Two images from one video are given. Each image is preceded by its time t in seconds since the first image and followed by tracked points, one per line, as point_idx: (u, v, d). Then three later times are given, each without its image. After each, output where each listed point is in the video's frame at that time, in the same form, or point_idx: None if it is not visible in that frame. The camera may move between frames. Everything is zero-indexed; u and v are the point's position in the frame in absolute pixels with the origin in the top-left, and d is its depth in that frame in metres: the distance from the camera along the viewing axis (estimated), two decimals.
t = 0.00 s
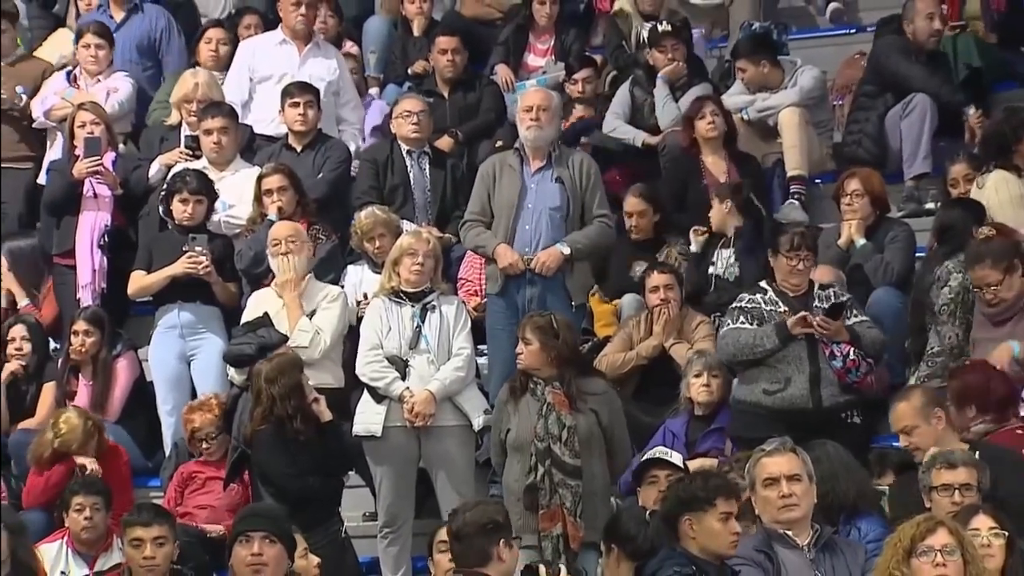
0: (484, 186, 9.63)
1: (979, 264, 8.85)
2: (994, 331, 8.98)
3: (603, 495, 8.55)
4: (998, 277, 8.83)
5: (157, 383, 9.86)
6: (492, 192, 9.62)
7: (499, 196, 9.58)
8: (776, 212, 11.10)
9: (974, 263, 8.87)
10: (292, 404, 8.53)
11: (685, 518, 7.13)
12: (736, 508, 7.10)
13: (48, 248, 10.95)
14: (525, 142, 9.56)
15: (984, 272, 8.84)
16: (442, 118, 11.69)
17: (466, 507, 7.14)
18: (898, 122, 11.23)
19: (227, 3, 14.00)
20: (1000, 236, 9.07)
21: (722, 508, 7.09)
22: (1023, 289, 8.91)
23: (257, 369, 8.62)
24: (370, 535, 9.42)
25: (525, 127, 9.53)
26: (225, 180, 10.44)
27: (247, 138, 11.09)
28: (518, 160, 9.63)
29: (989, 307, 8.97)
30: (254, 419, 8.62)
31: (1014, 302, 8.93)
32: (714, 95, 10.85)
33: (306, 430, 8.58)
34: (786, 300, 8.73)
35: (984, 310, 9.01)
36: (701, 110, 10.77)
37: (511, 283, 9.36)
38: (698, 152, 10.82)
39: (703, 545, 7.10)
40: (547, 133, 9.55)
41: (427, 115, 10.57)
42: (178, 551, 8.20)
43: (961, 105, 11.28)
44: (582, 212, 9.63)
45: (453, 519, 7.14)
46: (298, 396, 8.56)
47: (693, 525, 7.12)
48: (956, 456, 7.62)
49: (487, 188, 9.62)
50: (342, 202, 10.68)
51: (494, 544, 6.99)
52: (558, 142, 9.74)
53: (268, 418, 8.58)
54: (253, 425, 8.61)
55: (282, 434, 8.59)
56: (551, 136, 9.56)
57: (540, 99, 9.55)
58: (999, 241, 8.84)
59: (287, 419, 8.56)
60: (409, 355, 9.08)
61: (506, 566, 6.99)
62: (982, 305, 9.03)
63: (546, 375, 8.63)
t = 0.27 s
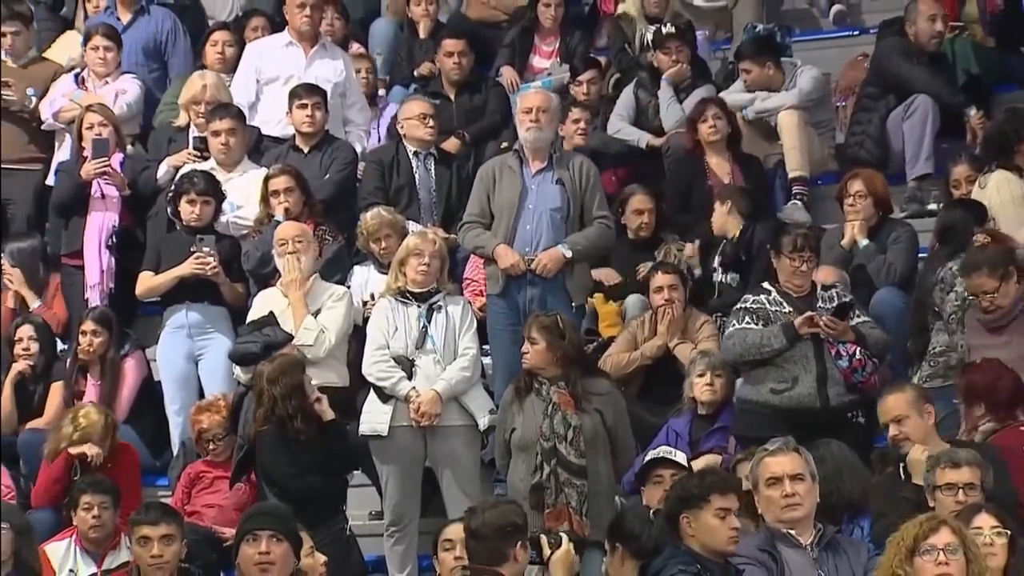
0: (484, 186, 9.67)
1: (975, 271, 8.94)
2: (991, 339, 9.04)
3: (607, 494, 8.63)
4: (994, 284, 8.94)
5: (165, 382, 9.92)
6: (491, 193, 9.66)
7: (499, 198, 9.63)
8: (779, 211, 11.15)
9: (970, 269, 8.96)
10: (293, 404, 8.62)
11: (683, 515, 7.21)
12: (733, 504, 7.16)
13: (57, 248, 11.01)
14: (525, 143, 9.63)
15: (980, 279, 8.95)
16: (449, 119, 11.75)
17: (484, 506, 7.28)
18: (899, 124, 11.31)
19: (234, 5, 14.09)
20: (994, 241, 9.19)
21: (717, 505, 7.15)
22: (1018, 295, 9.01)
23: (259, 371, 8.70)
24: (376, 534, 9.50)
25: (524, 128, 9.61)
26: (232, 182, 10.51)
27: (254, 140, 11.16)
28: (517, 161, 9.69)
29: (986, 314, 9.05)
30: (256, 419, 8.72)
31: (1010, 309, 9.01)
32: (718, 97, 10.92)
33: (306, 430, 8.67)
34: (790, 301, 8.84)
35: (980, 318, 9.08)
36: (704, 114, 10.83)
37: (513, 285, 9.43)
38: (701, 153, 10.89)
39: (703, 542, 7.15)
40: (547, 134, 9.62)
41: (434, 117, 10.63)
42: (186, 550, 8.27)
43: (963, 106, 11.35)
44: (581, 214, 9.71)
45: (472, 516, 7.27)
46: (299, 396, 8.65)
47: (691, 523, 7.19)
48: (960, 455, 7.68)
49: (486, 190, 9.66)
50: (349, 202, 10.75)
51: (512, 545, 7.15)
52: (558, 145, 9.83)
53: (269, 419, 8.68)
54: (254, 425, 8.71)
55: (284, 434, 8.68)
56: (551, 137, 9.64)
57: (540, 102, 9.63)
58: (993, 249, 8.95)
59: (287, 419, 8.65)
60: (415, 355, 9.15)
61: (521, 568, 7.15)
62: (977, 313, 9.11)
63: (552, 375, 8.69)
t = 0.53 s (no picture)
0: (491, 188, 9.73)
1: (973, 273, 9.01)
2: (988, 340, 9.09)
3: (617, 494, 8.67)
4: (991, 285, 9.01)
5: (177, 383, 10.01)
6: (497, 196, 9.73)
7: (505, 200, 9.70)
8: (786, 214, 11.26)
9: (967, 272, 9.03)
10: (300, 404, 8.69)
11: (688, 515, 7.26)
12: (733, 502, 7.18)
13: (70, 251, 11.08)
14: (530, 145, 9.71)
15: (977, 281, 9.01)
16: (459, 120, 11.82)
17: (508, 507, 7.66)
18: (907, 126, 11.37)
19: (246, 7, 14.17)
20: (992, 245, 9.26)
21: (715, 504, 7.18)
22: (1015, 298, 9.07)
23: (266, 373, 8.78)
24: (387, 533, 9.58)
25: (530, 130, 9.69)
26: (245, 184, 10.58)
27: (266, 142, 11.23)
28: (523, 164, 9.76)
29: (982, 316, 9.10)
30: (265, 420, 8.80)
31: (1007, 310, 9.07)
32: (726, 101, 10.98)
33: (314, 431, 8.74)
34: (808, 300, 8.91)
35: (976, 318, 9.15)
36: (707, 120, 10.95)
37: (520, 286, 9.50)
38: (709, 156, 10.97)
39: (703, 540, 7.19)
40: (552, 136, 9.70)
41: (445, 119, 10.69)
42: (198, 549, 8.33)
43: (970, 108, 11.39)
44: (586, 216, 9.77)
45: (495, 516, 7.65)
46: (306, 398, 8.71)
47: (695, 522, 7.23)
48: (968, 456, 7.73)
49: (492, 192, 9.73)
50: (360, 204, 10.82)
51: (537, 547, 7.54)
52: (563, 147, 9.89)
53: (277, 420, 8.75)
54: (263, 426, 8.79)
55: (292, 435, 8.75)
56: (556, 138, 9.71)
57: (545, 104, 9.70)
58: (990, 251, 9.03)
59: (295, 420, 8.71)
60: (426, 355, 9.21)
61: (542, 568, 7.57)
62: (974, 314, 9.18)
63: (562, 375, 8.75)
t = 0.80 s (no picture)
0: (500, 190, 9.80)
1: (978, 275, 9.05)
2: (987, 344, 9.12)
3: (627, 494, 8.73)
4: (995, 289, 9.06)
5: (190, 383, 10.08)
6: (504, 198, 9.79)
7: (512, 202, 9.76)
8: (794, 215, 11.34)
9: (972, 275, 9.07)
10: (308, 405, 8.77)
11: (696, 516, 7.33)
12: (740, 502, 7.23)
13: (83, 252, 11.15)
14: (536, 147, 9.77)
15: (982, 284, 9.06)
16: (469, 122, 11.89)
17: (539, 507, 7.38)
18: (929, 128, 11.42)
19: (257, 10, 14.23)
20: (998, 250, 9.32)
21: (722, 504, 7.24)
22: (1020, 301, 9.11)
23: (275, 375, 8.86)
24: (397, 532, 9.65)
25: (536, 132, 9.76)
26: (256, 185, 10.66)
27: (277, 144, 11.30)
28: (529, 165, 9.82)
29: (984, 320, 9.12)
30: (274, 421, 8.88)
31: (1010, 315, 9.09)
32: (734, 103, 11.04)
33: (321, 429, 8.82)
34: (829, 300, 9.04)
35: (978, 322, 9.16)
36: (715, 123, 11.01)
37: (528, 288, 9.56)
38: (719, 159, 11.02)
39: (711, 540, 7.26)
40: (558, 138, 9.77)
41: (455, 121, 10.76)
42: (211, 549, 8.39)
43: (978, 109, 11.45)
44: (594, 216, 9.84)
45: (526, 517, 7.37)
46: (314, 398, 8.78)
47: (703, 523, 7.30)
48: (975, 455, 7.78)
49: (499, 195, 9.80)
50: (371, 206, 10.89)
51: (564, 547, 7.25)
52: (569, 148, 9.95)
53: (286, 420, 8.84)
54: (271, 426, 8.87)
55: (301, 435, 8.83)
56: (562, 140, 9.78)
57: (550, 106, 9.76)
58: (996, 255, 9.06)
59: (303, 420, 8.79)
60: (437, 356, 9.26)
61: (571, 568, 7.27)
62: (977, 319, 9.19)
63: (573, 376, 8.82)
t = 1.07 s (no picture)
0: (508, 191, 9.85)
1: (984, 276, 9.08)
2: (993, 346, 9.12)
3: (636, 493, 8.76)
4: (1000, 290, 9.08)
5: (200, 383, 10.14)
6: (512, 199, 9.84)
7: (520, 203, 9.80)
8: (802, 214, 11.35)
9: (979, 276, 9.11)
10: (316, 404, 8.80)
11: (703, 516, 7.36)
12: (747, 502, 7.28)
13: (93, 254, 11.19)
14: (544, 148, 9.82)
15: (988, 285, 9.09)
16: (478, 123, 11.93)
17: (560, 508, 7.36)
18: (944, 129, 11.46)
19: (267, 12, 14.28)
20: (1007, 252, 9.34)
21: (729, 503, 7.28)
22: None
23: (285, 374, 8.90)
24: (405, 532, 9.69)
25: (544, 134, 9.81)
26: (265, 185, 10.70)
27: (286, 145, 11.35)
28: (536, 166, 9.87)
29: (988, 322, 9.15)
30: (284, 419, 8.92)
31: (1013, 319, 9.11)
32: (742, 105, 11.08)
33: (329, 429, 8.86)
34: (848, 301, 9.12)
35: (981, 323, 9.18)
36: (724, 125, 11.04)
37: (536, 288, 9.59)
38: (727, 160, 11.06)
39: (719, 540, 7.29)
40: (564, 139, 9.81)
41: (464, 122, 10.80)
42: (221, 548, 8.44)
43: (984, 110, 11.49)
44: (601, 217, 9.88)
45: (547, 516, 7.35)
46: (323, 397, 8.82)
47: (710, 523, 7.33)
48: (982, 455, 7.81)
49: (507, 196, 9.84)
50: (380, 206, 10.93)
51: (584, 547, 7.23)
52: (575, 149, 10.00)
53: (295, 419, 8.87)
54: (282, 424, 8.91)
55: (310, 433, 8.87)
56: (569, 142, 9.83)
57: (557, 108, 9.81)
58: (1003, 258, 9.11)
59: (312, 419, 8.83)
60: (446, 356, 9.31)
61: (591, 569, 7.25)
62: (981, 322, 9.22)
63: (582, 376, 8.88)
